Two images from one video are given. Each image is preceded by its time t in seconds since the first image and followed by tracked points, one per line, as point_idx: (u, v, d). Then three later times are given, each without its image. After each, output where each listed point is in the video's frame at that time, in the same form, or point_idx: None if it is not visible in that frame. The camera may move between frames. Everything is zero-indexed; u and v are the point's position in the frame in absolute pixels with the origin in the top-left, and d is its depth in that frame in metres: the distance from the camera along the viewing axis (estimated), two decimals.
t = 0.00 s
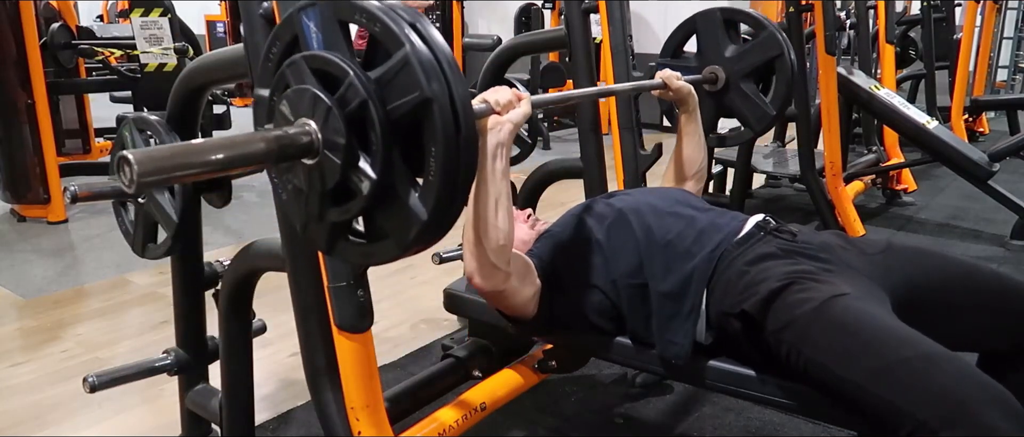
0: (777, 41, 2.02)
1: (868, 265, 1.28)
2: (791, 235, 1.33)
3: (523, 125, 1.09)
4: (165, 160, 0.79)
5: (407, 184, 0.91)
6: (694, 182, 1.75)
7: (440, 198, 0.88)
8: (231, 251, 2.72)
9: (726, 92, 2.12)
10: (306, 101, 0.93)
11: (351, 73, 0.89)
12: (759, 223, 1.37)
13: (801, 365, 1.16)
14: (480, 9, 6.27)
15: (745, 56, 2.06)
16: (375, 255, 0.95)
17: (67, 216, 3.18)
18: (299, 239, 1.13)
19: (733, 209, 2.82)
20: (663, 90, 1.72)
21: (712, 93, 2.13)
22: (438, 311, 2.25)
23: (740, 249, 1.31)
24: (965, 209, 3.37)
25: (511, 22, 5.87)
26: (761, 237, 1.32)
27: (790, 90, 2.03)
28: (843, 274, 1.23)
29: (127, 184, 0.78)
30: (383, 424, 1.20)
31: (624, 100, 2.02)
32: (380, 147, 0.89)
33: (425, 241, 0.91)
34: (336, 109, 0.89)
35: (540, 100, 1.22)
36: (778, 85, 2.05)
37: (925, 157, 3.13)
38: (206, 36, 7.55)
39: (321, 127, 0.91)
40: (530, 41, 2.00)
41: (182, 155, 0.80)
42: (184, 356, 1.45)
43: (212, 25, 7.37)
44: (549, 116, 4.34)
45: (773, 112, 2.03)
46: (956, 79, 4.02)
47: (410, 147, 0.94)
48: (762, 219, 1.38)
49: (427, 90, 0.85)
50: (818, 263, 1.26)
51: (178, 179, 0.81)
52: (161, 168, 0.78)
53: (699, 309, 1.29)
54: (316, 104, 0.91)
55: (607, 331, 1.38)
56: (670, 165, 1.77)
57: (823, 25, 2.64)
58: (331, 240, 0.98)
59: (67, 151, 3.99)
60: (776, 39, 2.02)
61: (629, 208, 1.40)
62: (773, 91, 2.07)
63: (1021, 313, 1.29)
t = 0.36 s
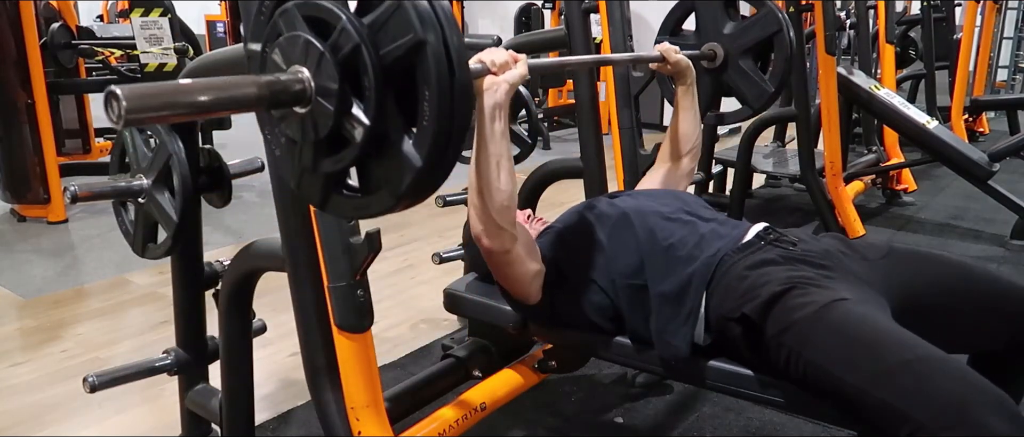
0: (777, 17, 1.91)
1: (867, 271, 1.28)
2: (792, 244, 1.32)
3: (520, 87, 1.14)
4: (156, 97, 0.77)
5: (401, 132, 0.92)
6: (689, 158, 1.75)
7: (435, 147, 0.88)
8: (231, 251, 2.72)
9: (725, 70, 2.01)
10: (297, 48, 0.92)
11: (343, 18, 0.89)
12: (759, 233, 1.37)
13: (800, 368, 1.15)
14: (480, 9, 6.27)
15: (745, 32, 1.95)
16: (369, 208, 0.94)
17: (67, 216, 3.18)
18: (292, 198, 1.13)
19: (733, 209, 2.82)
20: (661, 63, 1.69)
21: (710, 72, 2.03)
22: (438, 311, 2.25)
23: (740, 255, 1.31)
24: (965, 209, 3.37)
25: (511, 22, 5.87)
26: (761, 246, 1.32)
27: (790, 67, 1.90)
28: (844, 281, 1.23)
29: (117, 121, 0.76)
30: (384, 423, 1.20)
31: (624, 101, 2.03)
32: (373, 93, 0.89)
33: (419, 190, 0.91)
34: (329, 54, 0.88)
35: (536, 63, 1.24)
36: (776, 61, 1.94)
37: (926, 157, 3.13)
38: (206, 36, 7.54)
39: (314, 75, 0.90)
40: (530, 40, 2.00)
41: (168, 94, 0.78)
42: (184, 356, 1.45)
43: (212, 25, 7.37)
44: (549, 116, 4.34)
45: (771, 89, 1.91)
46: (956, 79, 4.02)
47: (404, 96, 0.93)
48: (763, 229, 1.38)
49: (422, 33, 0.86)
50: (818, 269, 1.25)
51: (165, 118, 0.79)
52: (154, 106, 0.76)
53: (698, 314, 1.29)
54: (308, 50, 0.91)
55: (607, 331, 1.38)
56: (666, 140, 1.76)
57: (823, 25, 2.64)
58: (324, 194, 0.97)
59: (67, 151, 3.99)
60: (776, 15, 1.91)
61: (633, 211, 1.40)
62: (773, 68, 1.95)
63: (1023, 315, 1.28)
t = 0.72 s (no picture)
0: None
1: (867, 268, 1.28)
2: (793, 241, 1.32)
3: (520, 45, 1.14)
4: (151, 26, 0.74)
5: (399, 74, 0.91)
6: (681, 130, 1.74)
7: (432, 91, 0.88)
8: (231, 251, 2.72)
9: (722, 45, 2.01)
10: None
11: None
12: (760, 228, 1.36)
13: (798, 367, 1.15)
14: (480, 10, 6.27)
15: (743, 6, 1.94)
16: (366, 155, 0.94)
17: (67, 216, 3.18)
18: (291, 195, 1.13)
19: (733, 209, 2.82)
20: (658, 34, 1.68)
21: (707, 46, 2.02)
22: (438, 311, 2.25)
23: (740, 253, 1.30)
24: (965, 209, 3.37)
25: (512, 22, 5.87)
26: (761, 243, 1.32)
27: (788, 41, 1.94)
28: (842, 279, 1.23)
29: (109, 48, 0.75)
30: (384, 421, 1.20)
31: (624, 100, 2.03)
32: (371, 34, 0.89)
33: (416, 136, 0.91)
34: None
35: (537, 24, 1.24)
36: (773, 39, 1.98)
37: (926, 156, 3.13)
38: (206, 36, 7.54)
39: (310, 16, 0.90)
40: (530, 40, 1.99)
41: (146, 27, 0.74)
42: (184, 356, 1.45)
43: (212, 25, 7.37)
44: (549, 116, 4.34)
45: (769, 63, 1.92)
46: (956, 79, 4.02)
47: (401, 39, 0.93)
48: (764, 225, 1.37)
49: None
50: (817, 268, 1.25)
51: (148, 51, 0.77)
52: (147, 35, 0.75)
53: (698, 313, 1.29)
54: None
55: (607, 331, 1.38)
56: (656, 112, 1.76)
57: (823, 24, 2.64)
58: (320, 141, 0.97)
59: (67, 151, 3.99)
60: None
61: (633, 211, 1.39)
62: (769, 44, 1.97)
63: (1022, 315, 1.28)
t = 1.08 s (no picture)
0: None
1: (867, 266, 1.28)
2: (793, 237, 1.33)
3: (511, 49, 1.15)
4: (139, 39, 0.75)
5: (391, 83, 0.91)
6: (676, 133, 1.75)
7: (423, 100, 0.88)
8: (231, 251, 2.72)
9: (713, 47, 1.99)
10: None
11: None
12: (761, 223, 1.37)
13: (800, 364, 1.15)
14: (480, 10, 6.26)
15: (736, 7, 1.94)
16: (360, 164, 0.94)
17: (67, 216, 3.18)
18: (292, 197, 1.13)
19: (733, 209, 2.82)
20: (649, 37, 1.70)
21: (699, 48, 2.01)
22: (438, 311, 2.25)
23: (743, 246, 1.31)
24: (964, 209, 3.37)
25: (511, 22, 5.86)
26: (762, 237, 1.32)
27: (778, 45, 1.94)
28: (843, 275, 1.24)
29: (99, 62, 0.75)
30: (383, 423, 1.20)
31: (623, 99, 2.03)
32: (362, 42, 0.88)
33: (409, 144, 0.90)
34: (316, 4, 0.88)
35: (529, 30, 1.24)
36: (764, 40, 1.97)
37: (926, 156, 3.14)
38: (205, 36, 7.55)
39: (302, 26, 0.91)
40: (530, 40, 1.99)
41: (135, 40, 0.75)
42: (184, 355, 1.45)
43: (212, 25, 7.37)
44: (549, 116, 4.34)
45: (760, 67, 1.92)
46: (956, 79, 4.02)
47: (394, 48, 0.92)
48: (765, 220, 1.38)
49: None
50: (818, 264, 1.26)
51: (139, 64, 0.77)
52: (136, 47, 0.75)
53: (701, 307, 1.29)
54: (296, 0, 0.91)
55: (607, 330, 1.38)
56: (651, 118, 1.77)
57: (823, 25, 2.64)
58: (314, 151, 0.97)
59: (67, 152, 3.99)
60: None
61: (629, 207, 1.40)
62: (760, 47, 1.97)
63: (1021, 314, 1.28)
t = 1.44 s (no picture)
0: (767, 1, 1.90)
1: (867, 265, 1.28)
2: (793, 238, 1.32)
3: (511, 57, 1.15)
4: (142, 48, 0.76)
5: (392, 93, 0.91)
6: (678, 139, 1.74)
7: (424, 109, 0.87)
8: (231, 251, 2.72)
9: (713, 51, 1.99)
10: (287, 8, 0.93)
11: None
12: (760, 225, 1.37)
13: (800, 363, 1.15)
14: (480, 10, 6.26)
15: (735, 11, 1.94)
16: (361, 172, 0.94)
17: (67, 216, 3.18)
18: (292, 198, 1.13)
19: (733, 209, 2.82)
20: (650, 43, 1.68)
21: (699, 52, 2.01)
22: (438, 311, 2.25)
23: (741, 248, 1.31)
24: (965, 209, 3.37)
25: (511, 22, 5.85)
26: (762, 239, 1.32)
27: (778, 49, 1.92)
28: (843, 274, 1.24)
29: (101, 71, 0.76)
30: (383, 423, 1.20)
31: (623, 100, 2.03)
32: (363, 52, 0.88)
33: (410, 154, 0.90)
34: (318, 13, 0.89)
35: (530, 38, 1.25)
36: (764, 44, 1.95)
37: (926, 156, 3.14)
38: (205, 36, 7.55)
39: (303, 35, 0.91)
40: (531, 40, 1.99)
41: (138, 49, 0.76)
42: (184, 356, 1.45)
43: (212, 25, 7.38)
44: (549, 116, 4.34)
45: (759, 71, 1.91)
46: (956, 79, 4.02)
47: (395, 57, 0.92)
48: (764, 222, 1.38)
49: None
50: (818, 263, 1.26)
51: (142, 74, 0.78)
52: (139, 57, 0.76)
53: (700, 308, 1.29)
54: (298, 9, 0.91)
55: (608, 330, 1.38)
56: (653, 123, 1.77)
57: (823, 24, 2.64)
58: (315, 160, 0.97)
59: (67, 152, 3.99)
60: None
61: (628, 205, 1.40)
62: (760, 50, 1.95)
63: (1021, 313, 1.29)
